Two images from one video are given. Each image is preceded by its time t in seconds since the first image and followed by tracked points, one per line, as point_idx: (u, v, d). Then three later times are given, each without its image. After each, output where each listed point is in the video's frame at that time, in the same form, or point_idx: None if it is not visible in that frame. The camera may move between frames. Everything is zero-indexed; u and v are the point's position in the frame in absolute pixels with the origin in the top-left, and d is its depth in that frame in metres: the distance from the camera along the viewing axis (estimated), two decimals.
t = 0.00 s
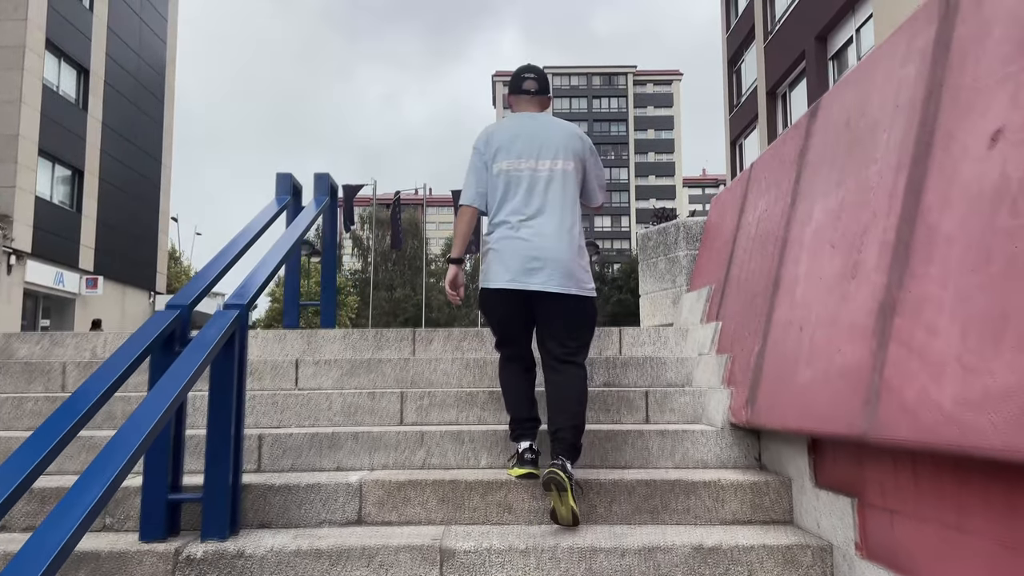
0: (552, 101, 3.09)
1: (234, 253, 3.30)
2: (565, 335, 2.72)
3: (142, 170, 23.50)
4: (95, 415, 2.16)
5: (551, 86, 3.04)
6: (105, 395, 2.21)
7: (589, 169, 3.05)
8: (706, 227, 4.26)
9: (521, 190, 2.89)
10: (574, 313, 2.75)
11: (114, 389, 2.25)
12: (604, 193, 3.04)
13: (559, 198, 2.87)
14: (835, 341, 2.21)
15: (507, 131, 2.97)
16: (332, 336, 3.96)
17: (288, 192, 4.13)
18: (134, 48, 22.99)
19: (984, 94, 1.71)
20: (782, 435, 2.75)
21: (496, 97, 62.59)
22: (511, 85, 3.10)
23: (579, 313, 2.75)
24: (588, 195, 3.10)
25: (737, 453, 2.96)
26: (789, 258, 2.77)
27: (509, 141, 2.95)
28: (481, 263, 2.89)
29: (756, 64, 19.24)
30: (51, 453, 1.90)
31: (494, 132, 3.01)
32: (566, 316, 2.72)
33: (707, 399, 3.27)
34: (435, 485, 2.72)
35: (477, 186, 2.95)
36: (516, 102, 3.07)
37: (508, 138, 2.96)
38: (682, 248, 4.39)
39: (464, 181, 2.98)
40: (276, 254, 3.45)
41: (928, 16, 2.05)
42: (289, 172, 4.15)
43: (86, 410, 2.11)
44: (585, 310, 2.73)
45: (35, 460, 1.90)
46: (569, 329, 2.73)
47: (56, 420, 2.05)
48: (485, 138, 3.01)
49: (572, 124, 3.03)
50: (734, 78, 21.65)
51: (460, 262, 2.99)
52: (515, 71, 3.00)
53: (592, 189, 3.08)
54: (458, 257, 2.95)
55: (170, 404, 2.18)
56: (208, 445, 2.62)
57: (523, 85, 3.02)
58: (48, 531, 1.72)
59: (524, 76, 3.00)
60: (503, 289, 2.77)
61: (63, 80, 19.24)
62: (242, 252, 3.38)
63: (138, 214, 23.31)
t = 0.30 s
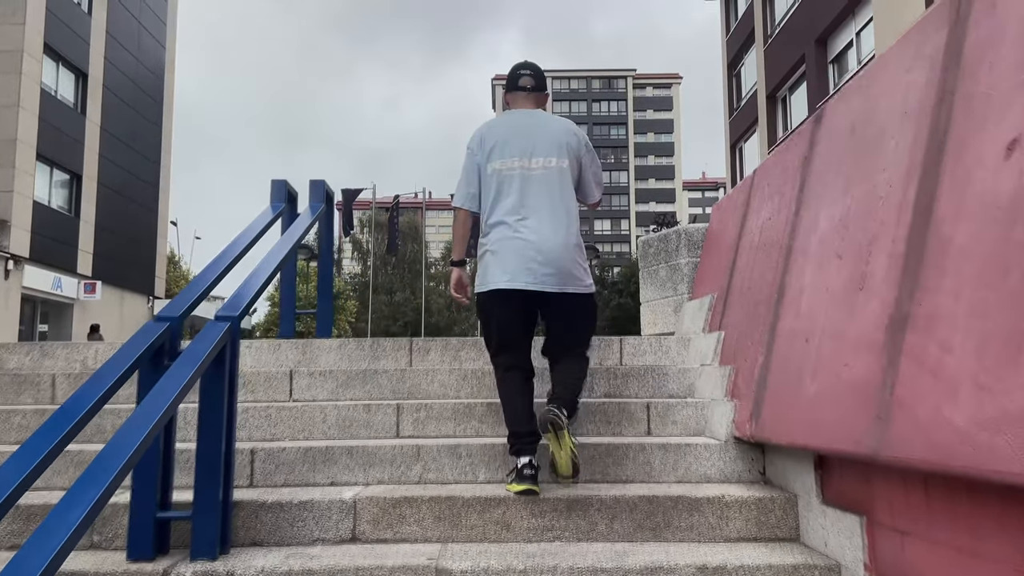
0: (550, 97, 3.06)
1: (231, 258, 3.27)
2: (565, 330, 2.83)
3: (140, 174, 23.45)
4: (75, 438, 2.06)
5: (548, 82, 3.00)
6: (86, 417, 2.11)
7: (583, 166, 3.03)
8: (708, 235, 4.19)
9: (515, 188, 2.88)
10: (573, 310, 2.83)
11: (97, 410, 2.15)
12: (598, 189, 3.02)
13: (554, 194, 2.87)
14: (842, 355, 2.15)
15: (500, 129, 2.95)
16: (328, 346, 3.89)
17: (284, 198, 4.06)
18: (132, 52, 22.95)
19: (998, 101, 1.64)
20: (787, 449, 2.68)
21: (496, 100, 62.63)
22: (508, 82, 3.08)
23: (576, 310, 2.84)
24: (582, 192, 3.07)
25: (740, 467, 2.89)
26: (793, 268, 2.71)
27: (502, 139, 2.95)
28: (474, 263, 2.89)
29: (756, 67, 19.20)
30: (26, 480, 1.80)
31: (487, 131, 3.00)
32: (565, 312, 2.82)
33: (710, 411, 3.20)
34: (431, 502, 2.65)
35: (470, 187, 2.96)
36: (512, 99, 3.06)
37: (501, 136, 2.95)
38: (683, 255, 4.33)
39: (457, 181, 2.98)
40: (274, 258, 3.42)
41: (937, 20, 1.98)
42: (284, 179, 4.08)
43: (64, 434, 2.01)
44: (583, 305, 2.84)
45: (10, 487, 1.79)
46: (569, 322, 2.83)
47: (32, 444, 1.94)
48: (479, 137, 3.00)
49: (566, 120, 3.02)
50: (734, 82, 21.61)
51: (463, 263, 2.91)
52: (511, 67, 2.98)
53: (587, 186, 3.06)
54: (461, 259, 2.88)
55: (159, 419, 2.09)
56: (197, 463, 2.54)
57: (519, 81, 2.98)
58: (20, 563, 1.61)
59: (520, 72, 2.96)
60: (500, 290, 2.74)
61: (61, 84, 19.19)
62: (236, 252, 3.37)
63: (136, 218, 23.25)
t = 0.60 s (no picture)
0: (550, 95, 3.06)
1: (224, 263, 3.21)
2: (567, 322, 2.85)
3: (139, 178, 23.40)
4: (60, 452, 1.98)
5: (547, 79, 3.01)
6: (71, 431, 2.03)
7: (580, 164, 2.97)
8: (710, 239, 4.14)
9: (511, 187, 2.83)
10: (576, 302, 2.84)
11: (83, 423, 2.08)
12: (597, 187, 2.97)
13: (551, 192, 2.82)
14: (851, 365, 2.09)
15: (496, 128, 2.91)
16: (324, 353, 3.83)
17: (279, 203, 3.99)
18: (131, 55, 22.93)
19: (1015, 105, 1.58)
20: (793, 460, 2.62)
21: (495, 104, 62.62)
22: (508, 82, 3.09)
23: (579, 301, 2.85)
24: (581, 191, 3.02)
25: (745, 478, 2.83)
26: (799, 274, 2.65)
27: (498, 139, 2.90)
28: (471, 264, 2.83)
29: (755, 71, 19.17)
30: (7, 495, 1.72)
31: (482, 131, 2.95)
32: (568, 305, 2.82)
33: (713, 420, 3.14)
34: (429, 514, 2.58)
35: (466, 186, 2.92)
36: (512, 98, 3.05)
37: (497, 135, 2.90)
38: (685, 260, 4.27)
39: (453, 181, 2.94)
40: (269, 263, 3.36)
41: (949, 21, 1.93)
42: (279, 183, 4.02)
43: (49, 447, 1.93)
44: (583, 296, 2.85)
45: None
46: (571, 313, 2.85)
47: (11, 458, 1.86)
48: (475, 137, 2.96)
49: (563, 118, 2.97)
50: (734, 85, 21.58)
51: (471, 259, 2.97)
52: (511, 66, 2.99)
53: (586, 185, 3.01)
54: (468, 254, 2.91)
55: (149, 429, 2.02)
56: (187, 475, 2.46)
57: (519, 79, 2.99)
58: None
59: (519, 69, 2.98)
60: (502, 294, 2.68)
61: (60, 88, 19.15)
62: (229, 255, 3.32)
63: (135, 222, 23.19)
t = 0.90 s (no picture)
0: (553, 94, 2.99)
1: (219, 265, 3.14)
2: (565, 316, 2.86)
3: (138, 181, 23.35)
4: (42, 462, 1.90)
5: (550, 79, 2.94)
6: (57, 438, 1.95)
7: (581, 165, 2.90)
8: (714, 241, 4.07)
9: (510, 187, 2.76)
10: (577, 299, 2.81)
11: (67, 432, 1.99)
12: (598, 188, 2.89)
13: (551, 192, 2.75)
14: (864, 371, 2.01)
15: (495, 128, 2.84)
16: (320, 357, 3.75)
17: (275, 205, 3.92)
18: (130, 59, 22.89)
19: None
20: (802, 468, 2.54)
21: (495, 107, 62.64)
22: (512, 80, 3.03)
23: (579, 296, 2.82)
24: (583, 192, 2.95)
25: (752, 486, 2.75)
26: (807, 277, 2.58)
27: (498, 139, 2.83)
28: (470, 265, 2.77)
29: (755, 73, 19.14)
30: None
31: (481, 130, 2.89)
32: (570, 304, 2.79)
33: (718, 426, 3.06)
34: (427, 525, 2.50)
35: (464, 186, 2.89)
36: (515, 97, 2.99)
37: (496, 135, 2.84)
38: (688, 262, 4.20)
39: (452, 182, 2.90)
40: (264, 264, 3.29)
41: (965, 13, 1.85)
42: (275, 185, 3.95)
43: (31, 457, 1.84)
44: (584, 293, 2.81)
45: None
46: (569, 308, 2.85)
47: None
48: (475, 137, 2.90)
49: (564, 118, 2.90)
50: (734, 87, 21.56)
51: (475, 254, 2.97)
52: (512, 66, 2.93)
53: (587, 185, 2.93)
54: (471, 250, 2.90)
55: (139, 434, 1.94)
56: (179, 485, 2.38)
57: (521, 79, 2.93)
58: None
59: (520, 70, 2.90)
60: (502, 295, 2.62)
61: (59, 92, 19.10)
62: (224, 258, 3.25)
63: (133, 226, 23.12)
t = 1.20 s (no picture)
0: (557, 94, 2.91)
1: (212, 265, 3.06)
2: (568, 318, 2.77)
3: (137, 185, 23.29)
4: (21, 469, 1.81)
5: (555, 78, 2.87)
6: (39, 443, 1.87)
7: (585, 163, 2.82)
8: (718, 240, 3.99)
9: (511, 186, 2.68)
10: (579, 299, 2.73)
11: (50, 436, 1.91)
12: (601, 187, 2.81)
13: (552, 191, 2.67)
14: (880, 371, 1.94)
15: (495, 127, 2.76)
16: (317, 359, 3.68)
17: (270, 205, 3.84)
18: (128, 62, 22.84)
19: None
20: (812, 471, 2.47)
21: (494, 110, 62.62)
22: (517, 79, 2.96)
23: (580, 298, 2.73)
24: (586, 191, 2.87)
25: (761, 489, 2.67)
26: (817, 274, 2.50)
27: (499, 137, 2.76)
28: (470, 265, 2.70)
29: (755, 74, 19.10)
30: None
31: (482, 129, 2.82)
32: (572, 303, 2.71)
33: (725, 428, 2.98)
34: (425, 531, 2.42)
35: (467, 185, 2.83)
36: (519, 96, 2.91)
37: (498, 133, 2.77)
38: (692, 261, 4.12)
39: (455, 181, 2.84)
40: (259, 264, 3.21)
41: None
42: (271, 185, 3.87)
43: (11, 462, 1.77)
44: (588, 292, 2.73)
45: None
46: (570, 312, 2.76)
47: None
48: (476, 135, 2.83)
49: (566, 115, 2.82)
50: (734, 89, 21.52)
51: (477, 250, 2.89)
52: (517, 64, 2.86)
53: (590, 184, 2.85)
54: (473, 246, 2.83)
55: (125, 437, 1.86)
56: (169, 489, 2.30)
57: (526, 77, 2.86)
58: None
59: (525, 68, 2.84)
60: (505, 293, 2.55)
61: (57, 95, 19.04)
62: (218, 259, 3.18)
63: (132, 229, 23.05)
